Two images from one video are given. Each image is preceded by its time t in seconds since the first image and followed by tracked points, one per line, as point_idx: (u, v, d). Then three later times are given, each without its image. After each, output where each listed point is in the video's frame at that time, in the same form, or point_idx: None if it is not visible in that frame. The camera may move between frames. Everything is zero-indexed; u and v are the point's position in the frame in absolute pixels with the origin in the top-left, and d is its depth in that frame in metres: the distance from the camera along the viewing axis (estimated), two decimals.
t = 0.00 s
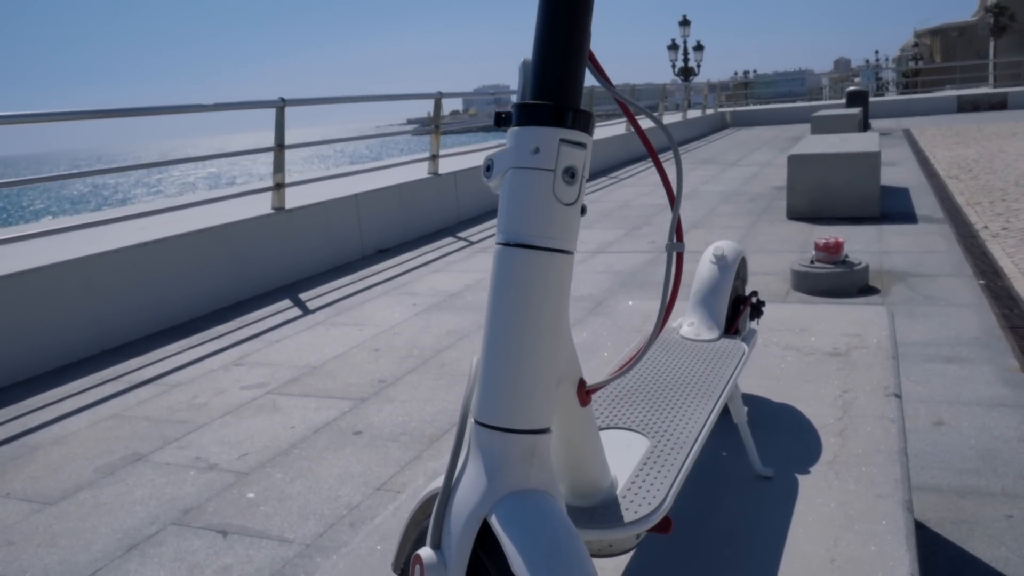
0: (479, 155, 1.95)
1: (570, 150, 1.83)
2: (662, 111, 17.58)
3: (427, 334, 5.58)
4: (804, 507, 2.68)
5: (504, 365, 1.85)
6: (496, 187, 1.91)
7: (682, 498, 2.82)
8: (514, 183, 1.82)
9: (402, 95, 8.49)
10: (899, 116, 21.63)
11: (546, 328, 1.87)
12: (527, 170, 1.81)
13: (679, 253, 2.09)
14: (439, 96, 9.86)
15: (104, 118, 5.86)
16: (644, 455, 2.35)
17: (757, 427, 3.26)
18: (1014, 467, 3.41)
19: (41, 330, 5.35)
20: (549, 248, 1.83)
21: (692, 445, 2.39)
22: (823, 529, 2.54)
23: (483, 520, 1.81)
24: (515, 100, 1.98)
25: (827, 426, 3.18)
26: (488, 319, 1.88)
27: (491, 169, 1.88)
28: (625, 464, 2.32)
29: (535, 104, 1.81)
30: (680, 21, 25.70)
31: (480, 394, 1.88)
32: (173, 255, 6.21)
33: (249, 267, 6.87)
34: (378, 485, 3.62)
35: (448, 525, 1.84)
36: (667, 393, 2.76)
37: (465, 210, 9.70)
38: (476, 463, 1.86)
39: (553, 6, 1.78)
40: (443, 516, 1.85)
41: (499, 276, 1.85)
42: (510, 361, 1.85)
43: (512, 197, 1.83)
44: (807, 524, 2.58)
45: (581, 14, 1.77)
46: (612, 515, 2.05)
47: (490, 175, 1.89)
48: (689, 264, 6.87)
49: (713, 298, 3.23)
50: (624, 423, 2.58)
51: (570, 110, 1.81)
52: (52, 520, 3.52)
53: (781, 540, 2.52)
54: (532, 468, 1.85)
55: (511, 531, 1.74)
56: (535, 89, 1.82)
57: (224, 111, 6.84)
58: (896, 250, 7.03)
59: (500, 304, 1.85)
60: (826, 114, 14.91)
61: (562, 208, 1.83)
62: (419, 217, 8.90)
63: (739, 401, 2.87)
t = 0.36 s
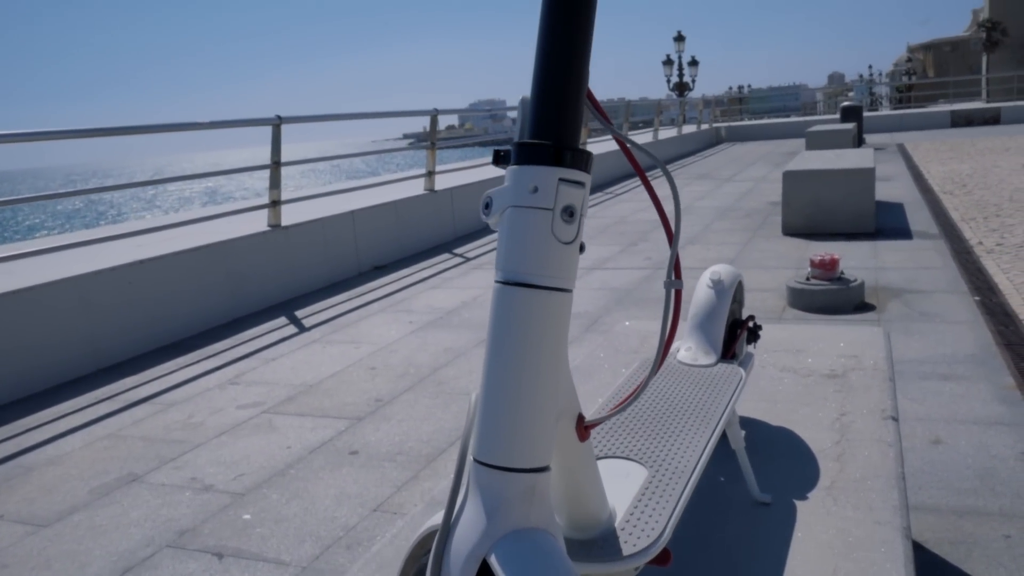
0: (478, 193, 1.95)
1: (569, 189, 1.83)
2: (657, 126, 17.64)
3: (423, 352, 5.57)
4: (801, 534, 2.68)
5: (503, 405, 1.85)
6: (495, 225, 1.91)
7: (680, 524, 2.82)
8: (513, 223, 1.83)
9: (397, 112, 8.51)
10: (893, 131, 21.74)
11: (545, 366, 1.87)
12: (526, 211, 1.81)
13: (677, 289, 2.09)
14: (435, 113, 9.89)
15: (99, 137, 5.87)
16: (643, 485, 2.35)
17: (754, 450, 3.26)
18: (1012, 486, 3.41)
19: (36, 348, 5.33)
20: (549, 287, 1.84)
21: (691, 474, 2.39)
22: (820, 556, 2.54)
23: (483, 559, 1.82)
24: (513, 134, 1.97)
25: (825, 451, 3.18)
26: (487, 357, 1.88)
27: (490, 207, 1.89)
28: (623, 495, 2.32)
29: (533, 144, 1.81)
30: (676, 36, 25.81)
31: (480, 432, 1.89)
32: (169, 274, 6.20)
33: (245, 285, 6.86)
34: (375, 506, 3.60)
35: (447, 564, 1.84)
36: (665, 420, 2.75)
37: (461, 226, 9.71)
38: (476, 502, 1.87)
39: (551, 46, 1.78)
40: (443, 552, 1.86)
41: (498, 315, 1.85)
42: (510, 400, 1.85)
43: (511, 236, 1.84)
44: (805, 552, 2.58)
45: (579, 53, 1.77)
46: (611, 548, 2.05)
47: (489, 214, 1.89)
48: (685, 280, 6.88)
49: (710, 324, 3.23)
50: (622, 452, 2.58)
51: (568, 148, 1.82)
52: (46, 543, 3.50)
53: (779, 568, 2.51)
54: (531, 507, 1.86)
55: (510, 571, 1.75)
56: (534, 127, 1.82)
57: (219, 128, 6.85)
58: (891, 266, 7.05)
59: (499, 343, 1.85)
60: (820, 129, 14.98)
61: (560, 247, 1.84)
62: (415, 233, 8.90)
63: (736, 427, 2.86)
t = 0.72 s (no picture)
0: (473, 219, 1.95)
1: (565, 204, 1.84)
2: (653, 134, 17.67)
3: (419, 362, 5.56)
4: (799, 552, 2.68)
5: (501, 431, 1.86)
6: (492, 250, 1.92)
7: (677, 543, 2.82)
8: (510, 250, 1.83)
9: (393, 122, 8.51)
10: (888, 138, 21.81)
11: (542, 392, 1.87)
12: (523, 237, 1.82)
13: (674, 314, 2.10)
14: (431, 122, 9.90)
15: (94, 148, 5.86)
16: (640, 506, 2.36)
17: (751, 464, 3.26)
18: (1009, 498, 3.41)
19: (30, 359, 5.31)
20: (546, 313, 1.84)
21: (687, 494, 2.40)
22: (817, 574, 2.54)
23: None
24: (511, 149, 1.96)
25: (822, 466, 3.18)
26: (485, 381, 1.88)
27: (487, 233, 1.89)
28: (621, 517, 2.33)
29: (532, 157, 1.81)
30: (671, 44, 25.88)
31: (477, 459, 1.89)
32: (165, 285, 6.20)
33: (241, 294, 6.85)
34: (371, 518, 3.60)
35: None
36: (662, 439, 2.76)
37: (457, 235, 9.71)
38: (473, 528, 1.87)
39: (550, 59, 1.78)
40: None
41: (495, 342, 1.85)
42: (507, 426, 1.85)
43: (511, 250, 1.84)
44: (803, 571, 2.57)
45: (577, 67, 1.77)
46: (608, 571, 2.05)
47: (485, 239, 1.89)
48: (682, 290, 6.89)
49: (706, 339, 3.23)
50: (618, 473, 2.58)
51: (565, 161, 1.82)
52: (41, 556, 3.48)
53: None
54: (529, 533, 1.87)
55: None
56: (532, 139, 1.82)
57: (215, 138, 6.85)
58: (887, 276, 7.06)
59: (497, 367, 1.85)
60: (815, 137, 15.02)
61: (557, 274, 1.84)
62: (411, 243, 8.90)
63: (733, 444, 2.86)
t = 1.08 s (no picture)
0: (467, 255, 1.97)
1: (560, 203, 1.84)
2: (646, 148, 17.74)
3: (412, 379, 5.55)
4: None
5: (494, 470, 1.87)
6: (485, 288, 1.93)
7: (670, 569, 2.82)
8: (503, 289, 1.84)
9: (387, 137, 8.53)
10: (880, 152, 21.92)
11: (535, 430, 1.89)
12: (516, 277, 1.83)
13: (666, 351, 2.12)
14: (424, 136, 9.92)
15: (87, 164, 5.86)
16: (633, 535, 2.36)
17: (743, 488, 3.27)
18: (1001, 517, 3.41)
19: (22, 376, 5.29)
20: (539, 353, 1.85)
21: (679, 523, 2.40)
22: None
23: None
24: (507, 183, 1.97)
25: (814, 489, 3.19)
26: (478, 420, 1.90)
27: (480, 270, 1.90)
28: (614, 547, 2.34)
29: (530, 155, 1.81)
30: (664, 58, 26.00)
31: (470, 497, 1.90)
32: (158, 301, 6.19)
33: (233, 310, 6.84)
34: (363, 538, 3.58)
35: None
36: (655, 467, 2.76)
37: (451, 250, 9.71)
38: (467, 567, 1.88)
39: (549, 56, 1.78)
40: None
41: (489, 382, 1.87)
42: (500, 465, 1.87)
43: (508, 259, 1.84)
44: None
45: (575, 63, 1.78)
46: None
47: (478, 277, 1.91)
48: (675, 306, 6.90)
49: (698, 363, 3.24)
50: (611, 501, 2.59)
51: (562, 158, 1.82)
52: None
53: None
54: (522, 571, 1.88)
55: None
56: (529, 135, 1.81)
57: (209, 154, 6.85)
58: (878, 291, 7.09)
59: (489, 407, 1.87)
60: (807, 151, 15.09)
61: (550, 313, 1.86)
62: (404, 258, 8.90)
63: (726, 471, 2.87)
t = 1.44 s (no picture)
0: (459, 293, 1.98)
1: (558, 202, 1.84)
2: (639, 163, 17.80)
3: (405, 398, 5.54)
4: None
5: (487, 510, 1.88)
6: (477, 326, 1.94)
7: None
8: (495, 329, 1.86)
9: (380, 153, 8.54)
10: (872, 168, 22.04)
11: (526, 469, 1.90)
12: (507, 317, 1.85)
13: (657, 390, 2.13)
14: (418, 153, 9.94)
15: (80, 181, 5.86)
16: (625, 568, 2.36)
17: (737, 511, 3.27)
18: (993, 537, 3.41)
19: (12, 394, 5.25)
20: (530, 393, 1.87)
21: (671, 555, 2.40)
22: None
23: None
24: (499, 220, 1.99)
25: (807, 514, 3.20)
26: (469, 460, 1.91)
27: (472, 309, 1.92)
28: None
29: (528, 156, 1.81)
30: (658, 73, 26.15)
31: (462, 536, 1.91)
32: (151, 318, 6.17)
33: (226, 329, 6.83)
34: (356, 560, 3.57)
35: None
36: (647, 496, 2.76)
37: (444, 266, 9.72)
38: None
39: (547, 55, 1.80)
40: None
41: (480, 422, 1.88)
42: (493, 505, 1.88)
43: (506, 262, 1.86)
44: None
45: (572, 65, 1.80)
46: None
47: (470, 316, 1.92)
48: (668, 323, 6.91)
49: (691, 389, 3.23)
50: (605, 532, 2.59)
51: (559, 157, 1.82)
52: None
53: None
54: None
55: None
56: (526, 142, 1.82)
57: (203, 171, 6.85)
58: (871, 308, 7.11)
59: (480, 448, 1.88)
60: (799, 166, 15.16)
61: (541, 353, 1.87)
62: (398, 273, 8.91)
63: (719, 498, 2.87)
